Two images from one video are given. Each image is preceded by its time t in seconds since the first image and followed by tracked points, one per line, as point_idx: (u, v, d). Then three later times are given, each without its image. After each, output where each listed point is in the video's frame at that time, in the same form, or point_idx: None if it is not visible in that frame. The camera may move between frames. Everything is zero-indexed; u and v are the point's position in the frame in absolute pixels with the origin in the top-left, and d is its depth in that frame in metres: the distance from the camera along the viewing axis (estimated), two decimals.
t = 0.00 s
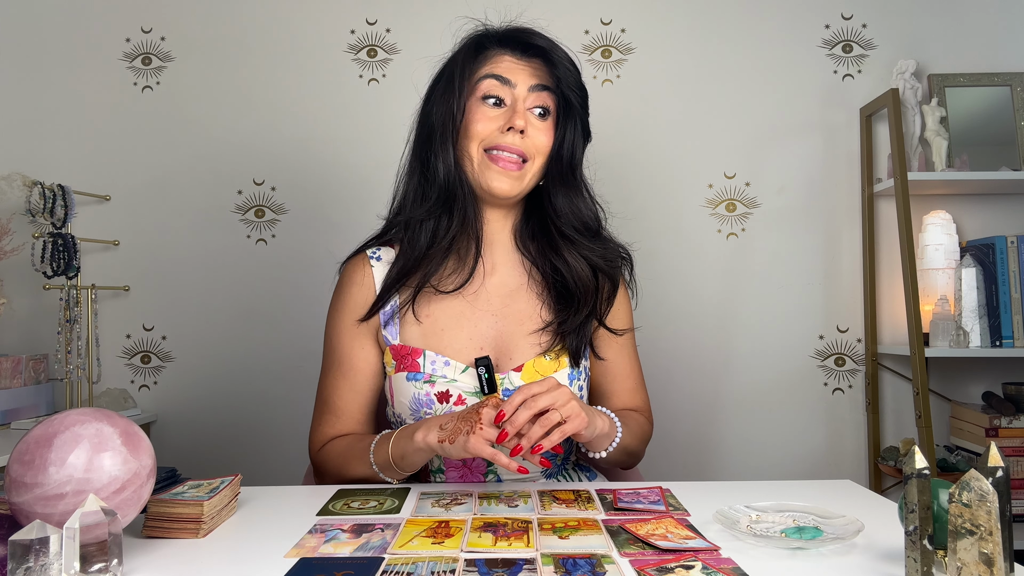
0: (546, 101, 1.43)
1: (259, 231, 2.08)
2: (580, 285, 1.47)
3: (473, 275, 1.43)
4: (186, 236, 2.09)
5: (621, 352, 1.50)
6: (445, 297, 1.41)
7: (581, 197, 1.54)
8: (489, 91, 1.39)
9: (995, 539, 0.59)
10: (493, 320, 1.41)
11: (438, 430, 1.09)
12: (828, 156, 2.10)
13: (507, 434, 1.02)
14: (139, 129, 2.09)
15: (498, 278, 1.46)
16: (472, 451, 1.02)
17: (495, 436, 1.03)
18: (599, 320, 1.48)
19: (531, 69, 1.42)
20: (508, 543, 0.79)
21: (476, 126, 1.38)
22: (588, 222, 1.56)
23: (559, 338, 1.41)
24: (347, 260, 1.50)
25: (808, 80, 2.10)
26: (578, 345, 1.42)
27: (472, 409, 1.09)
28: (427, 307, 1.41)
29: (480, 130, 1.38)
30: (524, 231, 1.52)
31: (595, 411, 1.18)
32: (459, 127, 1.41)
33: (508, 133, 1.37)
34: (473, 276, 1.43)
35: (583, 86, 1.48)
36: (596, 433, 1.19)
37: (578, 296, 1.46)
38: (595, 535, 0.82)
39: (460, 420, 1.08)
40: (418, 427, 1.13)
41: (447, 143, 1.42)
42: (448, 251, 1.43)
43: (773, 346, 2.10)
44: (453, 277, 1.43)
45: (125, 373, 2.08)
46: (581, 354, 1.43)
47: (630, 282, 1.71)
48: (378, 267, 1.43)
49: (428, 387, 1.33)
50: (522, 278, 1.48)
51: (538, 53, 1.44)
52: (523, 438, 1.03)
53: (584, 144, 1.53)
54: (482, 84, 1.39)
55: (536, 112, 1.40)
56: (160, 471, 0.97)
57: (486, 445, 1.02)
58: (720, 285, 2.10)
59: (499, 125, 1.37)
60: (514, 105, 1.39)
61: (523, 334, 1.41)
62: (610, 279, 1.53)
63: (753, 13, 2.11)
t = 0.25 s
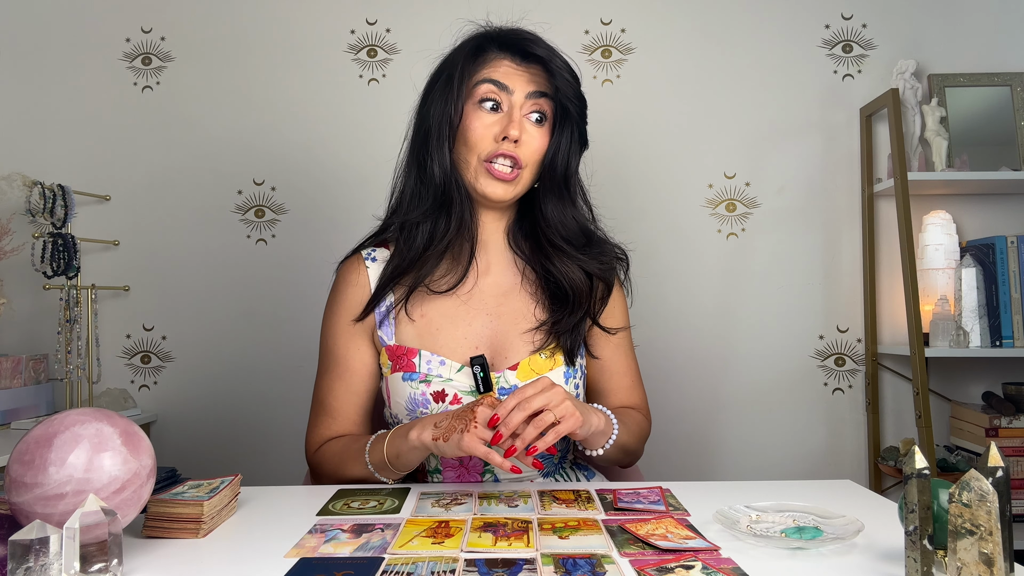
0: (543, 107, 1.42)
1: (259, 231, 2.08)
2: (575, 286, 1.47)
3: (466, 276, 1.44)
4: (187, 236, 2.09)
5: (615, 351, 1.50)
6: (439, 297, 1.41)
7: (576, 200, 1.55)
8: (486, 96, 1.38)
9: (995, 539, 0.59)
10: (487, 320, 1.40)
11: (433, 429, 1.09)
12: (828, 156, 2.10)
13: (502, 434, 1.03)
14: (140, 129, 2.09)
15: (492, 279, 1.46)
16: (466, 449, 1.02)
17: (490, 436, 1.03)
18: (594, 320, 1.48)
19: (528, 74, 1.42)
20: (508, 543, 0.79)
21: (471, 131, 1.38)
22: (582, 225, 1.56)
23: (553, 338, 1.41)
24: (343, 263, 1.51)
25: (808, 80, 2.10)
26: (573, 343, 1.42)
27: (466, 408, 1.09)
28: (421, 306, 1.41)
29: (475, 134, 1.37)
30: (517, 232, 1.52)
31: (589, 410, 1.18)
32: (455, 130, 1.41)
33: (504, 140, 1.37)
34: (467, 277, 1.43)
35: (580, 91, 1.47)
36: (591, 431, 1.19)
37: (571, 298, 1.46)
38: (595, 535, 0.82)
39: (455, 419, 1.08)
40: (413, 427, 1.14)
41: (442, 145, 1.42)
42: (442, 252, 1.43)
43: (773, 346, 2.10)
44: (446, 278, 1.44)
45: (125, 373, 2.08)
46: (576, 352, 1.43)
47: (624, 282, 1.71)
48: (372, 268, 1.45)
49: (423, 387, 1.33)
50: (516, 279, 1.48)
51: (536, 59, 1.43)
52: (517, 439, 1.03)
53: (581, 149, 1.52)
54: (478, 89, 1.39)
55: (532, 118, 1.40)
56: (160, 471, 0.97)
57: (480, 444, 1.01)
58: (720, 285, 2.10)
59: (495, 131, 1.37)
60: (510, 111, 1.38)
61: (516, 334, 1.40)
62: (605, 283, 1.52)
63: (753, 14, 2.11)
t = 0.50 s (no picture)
0: (540, 108, 1.42)
1: (259, 231, 2.08)
2: (573, 287, 1.47)
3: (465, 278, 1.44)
4: (187, 236, 2.09)
5: (615, 351, 1.50)
6: (437, 297, 1.42)
7: (574, 200, 1.54)
8: (482, 98, 1.38)
9: (995, 539, 0.59)
10: (486, 320, 1.40)
11: (433, 429, 1.09)
12: (828, 156, 2.10)
13: (502, 433, 1.02)
14: (140, 129, 2.09)
15: (491, 281, 1.46)
16: (466, 449, 1.02)
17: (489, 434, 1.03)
18: (592, 320, 1.48)
19: (525, 75, 1.42)
20: (508, 543, 0.79)
21: (468, 133, 1.38)
22: (581, 225, 1.56)
23: (552, 338, 1.41)
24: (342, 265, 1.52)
25: (808, 81, 2.10)
26: (571, 343, 1.41)
27: (467, 408, 1.09)
28: (418, 306, 1.41)
29: (472, 136, 1.38)
30: (515, 231, 1.52)
31: (589, 409, 1.18)
32: (452, 132, 1.41)
33: (501, 142, 1.37)
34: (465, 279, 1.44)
35: (577, 92, 1.47)
36: (591, 430, 1.19)
37: (570, 299, 1.46)
38: (595, 535, 0.82)
39: (455, 419, 1.08)
40: (413, 427, 1.14)
41: (439, 147, 1.42)
42: (439, 252, 1.44)
43: (773, 346, 2.10)
44: (444, 278, 1.44)
45: (125, 373, 2.08)
46: (575, 353, 1.43)
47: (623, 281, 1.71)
48: (371, 270, 1.45)
49: (422, 388, 1.33)
50: (515, 280, 1.48)
51: (532, 61, 1.43)
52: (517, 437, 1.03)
53: (579, 150, 1.52)
54: (475, 91, 1.39)
55: (528, 120, 1.40)
56: (160, 471, 0.97)
57: (480, 444, 1.01)
58: (720, 285, 2.10)
59: (492, 133, 1.38)
60: (507, 112, 1.38)
61: (516, 335, 1.40)
62: (604, 283, 1.52)
63: (753, 14, 2.11)
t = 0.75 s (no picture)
0: (538, 108, 1.42)
1: (259, 231, 2.08)
2: (572, 287, 1.46)
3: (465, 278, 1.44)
4: (186, 236, 2.09)
5: (617, 352, 1.47)
6: (435, 297, 1.42)
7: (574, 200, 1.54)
8: (479, 98, 1.39)
9: (995, 539, 0.59)
10: (484, 320, 1.40)
11: (428, 428, 1.10)
12: (828, 156, 2.10)
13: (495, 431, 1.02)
14: (139, 129, 2.09)
15: (491, 281, 1.46)
16: (459, 447, 1.02)
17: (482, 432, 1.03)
18: (592, 321, 1.47)
19: (522, 75, 1.41)
20: (508, 543, 0.79)
21: (466, 134, 1.39)
22: (581, 226, 1.55)
23: (551, 338, 1.40)
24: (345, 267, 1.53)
25: (808, 81, 2.10)
26: (571, 343, 1.40)
27: (461, 407, 1.09)
28: (417, 305, 1.41)
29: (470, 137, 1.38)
30: (515, 232, 1.51)
31: (584, 410, 1.17)
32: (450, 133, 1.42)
33: (498, 141, 1.38)
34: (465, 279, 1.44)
35: (576, 91, 1.47)
36: (586, 431, 1.18)
37: (570, 299, 1.45)
38: (594, 535, 0.82)
39: (449, 418, 1.08)
40: (409, 426, 1.15)
41: (438, 148, 1.43)
42: (439, 252, 1.44)
43: (773, 346, 2.10)
44: (444, 278, 1.44)
45: (125, 373, 2.08)
46: (575, 353, 1.42)
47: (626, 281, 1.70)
48: (373, 271, 1.46)
49: (421, 388, 1.33)
50: (515, 281, 1.48)
51: (530, 60, 1.43)
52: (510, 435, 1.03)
53: (578, 150, 1.52)
54: (473, 91, 1.39)
55: (526, 120, 1.40)
56: (160, 471, 0.97)
57: (472, 443, 1.02)
58: (720, 285, 2.10)
59: (489, 133, 1.38)
60: (504, 112, 1.39)
61: (515, 336, 1.40)
62: (604, 283, 1.51)
63: (753, 13, 2.11)
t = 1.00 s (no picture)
0: (535, 107, 1.42)
1: (259, 231, 2.08)
2: (570, 288, 1.45)
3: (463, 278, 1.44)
4: (187, 236, 2.09)
5: (619, 354, 1.46)
6: (434, 296, 1.42)
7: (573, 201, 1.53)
8: (476, 98, 1.39)
9: (995, 539, 0.59)
10: (482, 320, 1.40)
11: (423, 426, 1.12)
12: (828, 156, 2.10)
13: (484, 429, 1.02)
14: (139, 129, 2.09)
15: (490, 282, 1.46)
16: (450, 445, 1.03)
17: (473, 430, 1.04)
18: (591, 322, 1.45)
19: (519, 75, 1.41)
20: (508, 543, 0.79)
21: (463, 133, 1.39)
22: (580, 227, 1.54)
23: (548, 338, 1.39)
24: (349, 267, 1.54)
25: (808, 81, 2.10)
26: (568, 343, 1.39)
27: (455, 406, 1.10)
28: (416, 304, 1.42)
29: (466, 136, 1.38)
30: (514, 232, 1.51)
31: (578, 410, 1.17)
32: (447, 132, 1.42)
33: (493, 140, 1.37)
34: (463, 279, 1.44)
35: (574, 91, 1.46)
36: (580, 431, 1.18)
37: (568, 300, 1.44)
38: (594, 535, 0.82)
39: (442, 417, 1.10)
40: (406, 425, 1.16)
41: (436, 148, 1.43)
42: (438, 251, 1.44)
43: (772, 346, 2.10)
44: (443, 278, 1.44)
45: (125, 373, 2.08)
46: (572, 353, 1.41)
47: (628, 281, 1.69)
48: (375, 270, 1.47)
49: (419, 387, 1.33)
50: (514, 281, 1.48)
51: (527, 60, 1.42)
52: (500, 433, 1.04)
53: (577, 150, 1.51)
54: (469, 90, 1.39)
55: (523, 119, 1.40)
56: (160, 471, 0.97)
57: (463, 441, 1.02)
58: (720, 285, 2.10)
59: (484, 132, 1.38)
60: (500, 111, 1.39)
61: (512, 337, 1.39)
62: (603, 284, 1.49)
63: (753, 13, 2.11)
